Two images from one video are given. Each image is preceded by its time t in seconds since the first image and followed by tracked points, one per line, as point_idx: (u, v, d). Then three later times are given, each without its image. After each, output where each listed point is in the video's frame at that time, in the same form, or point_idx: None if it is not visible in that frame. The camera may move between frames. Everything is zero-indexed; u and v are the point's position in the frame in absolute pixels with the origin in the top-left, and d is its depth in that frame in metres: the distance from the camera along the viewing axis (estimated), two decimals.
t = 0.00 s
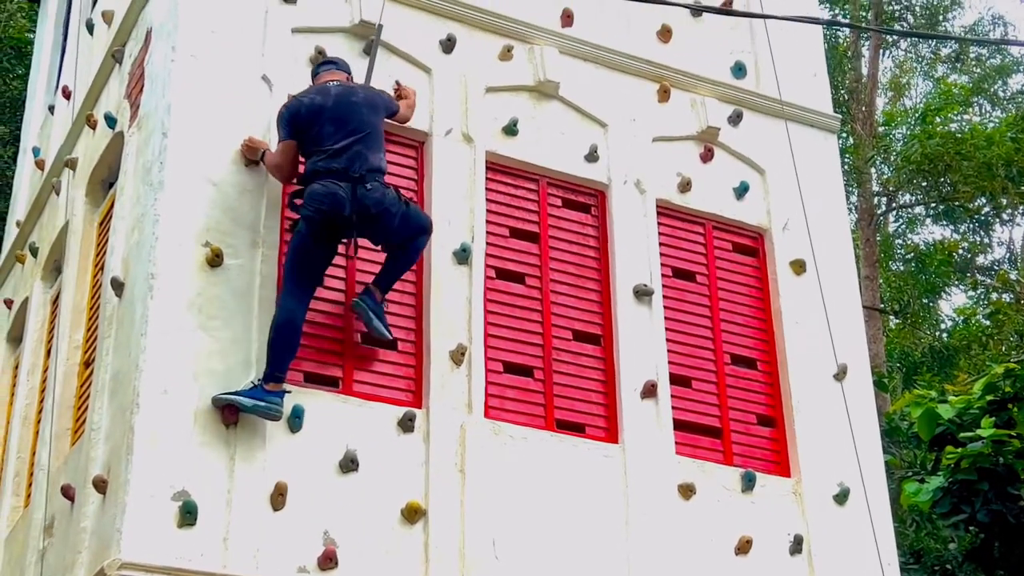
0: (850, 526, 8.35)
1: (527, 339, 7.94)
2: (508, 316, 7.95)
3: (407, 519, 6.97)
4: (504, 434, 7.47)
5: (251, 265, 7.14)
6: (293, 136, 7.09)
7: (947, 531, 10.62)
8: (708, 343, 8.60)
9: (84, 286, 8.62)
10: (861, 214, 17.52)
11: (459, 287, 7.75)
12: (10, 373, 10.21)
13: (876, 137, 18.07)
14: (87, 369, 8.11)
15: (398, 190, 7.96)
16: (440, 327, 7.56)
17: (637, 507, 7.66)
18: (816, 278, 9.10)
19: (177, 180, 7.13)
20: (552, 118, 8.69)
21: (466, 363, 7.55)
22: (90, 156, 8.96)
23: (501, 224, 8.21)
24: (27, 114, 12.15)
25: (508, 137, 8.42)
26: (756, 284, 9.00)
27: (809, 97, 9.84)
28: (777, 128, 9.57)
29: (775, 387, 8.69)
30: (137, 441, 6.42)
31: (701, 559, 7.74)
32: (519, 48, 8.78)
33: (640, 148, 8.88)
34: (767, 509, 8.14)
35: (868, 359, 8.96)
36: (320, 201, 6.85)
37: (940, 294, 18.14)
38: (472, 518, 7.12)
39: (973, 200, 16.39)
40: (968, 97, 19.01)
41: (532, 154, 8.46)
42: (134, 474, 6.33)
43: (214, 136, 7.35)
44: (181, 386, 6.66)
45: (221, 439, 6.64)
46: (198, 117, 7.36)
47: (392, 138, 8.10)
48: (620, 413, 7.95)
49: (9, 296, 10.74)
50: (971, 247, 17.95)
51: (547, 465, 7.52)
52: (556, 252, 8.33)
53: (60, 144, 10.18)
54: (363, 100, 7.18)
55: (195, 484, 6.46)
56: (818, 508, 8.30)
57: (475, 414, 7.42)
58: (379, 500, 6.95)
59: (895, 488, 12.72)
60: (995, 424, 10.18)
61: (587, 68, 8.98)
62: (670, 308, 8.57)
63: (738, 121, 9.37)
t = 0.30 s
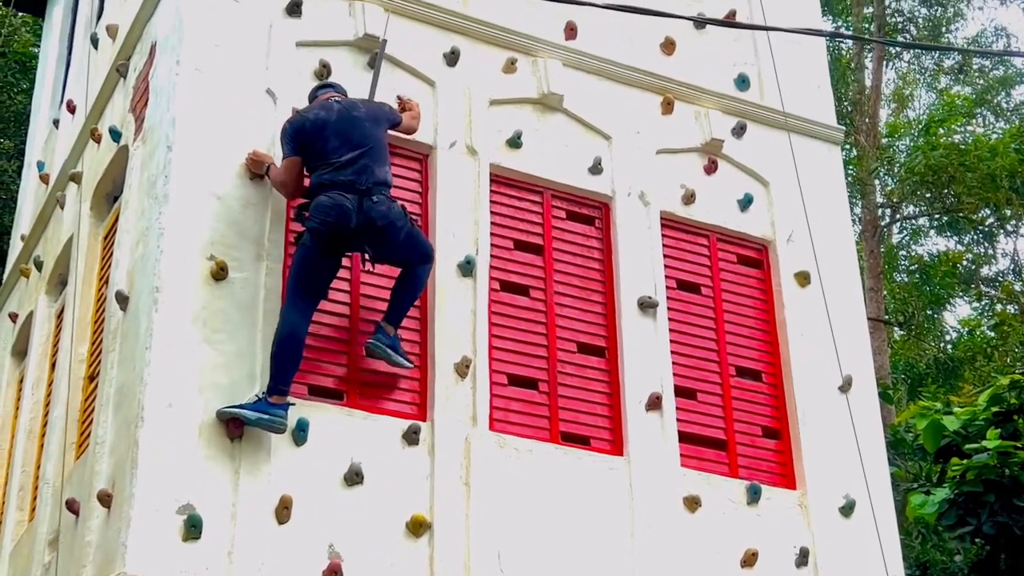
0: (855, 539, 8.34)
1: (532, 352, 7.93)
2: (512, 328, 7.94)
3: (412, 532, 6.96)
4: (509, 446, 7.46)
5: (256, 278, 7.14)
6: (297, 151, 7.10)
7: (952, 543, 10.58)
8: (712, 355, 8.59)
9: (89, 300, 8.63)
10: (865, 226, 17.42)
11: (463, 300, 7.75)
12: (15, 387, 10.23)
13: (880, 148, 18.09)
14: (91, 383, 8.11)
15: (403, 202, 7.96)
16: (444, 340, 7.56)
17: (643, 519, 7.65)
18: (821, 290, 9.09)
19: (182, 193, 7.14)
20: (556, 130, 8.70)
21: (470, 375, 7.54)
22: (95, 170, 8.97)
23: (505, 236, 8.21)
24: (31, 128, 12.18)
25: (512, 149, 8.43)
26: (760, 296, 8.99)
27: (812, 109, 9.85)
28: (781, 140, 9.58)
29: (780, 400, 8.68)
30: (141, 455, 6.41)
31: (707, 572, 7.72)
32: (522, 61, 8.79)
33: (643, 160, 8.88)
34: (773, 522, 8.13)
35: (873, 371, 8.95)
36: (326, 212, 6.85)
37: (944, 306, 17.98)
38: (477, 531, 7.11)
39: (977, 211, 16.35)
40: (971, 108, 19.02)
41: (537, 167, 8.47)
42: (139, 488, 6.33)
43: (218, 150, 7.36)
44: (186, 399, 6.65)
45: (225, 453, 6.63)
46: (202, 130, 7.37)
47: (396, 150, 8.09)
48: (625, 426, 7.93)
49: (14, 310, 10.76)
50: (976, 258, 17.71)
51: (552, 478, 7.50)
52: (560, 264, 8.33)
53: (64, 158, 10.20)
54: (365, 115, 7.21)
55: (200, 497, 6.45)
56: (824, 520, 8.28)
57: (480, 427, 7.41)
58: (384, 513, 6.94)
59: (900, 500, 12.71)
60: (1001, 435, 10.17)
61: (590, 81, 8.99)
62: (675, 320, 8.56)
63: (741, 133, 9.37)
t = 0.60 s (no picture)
0: (859, 552, 8.32)
1: (535, 365, 7.93)
2: (515, 341, 7.94)
3: (416, 547, 6.95)
4: (512, 460, 7.45)
5: (259, 293, 7.15)
6: (304, 171, 7.11)
7: (957, 555, 10.54)
8: (715, 367, 8.58)
9: (92, 314, 8.64)
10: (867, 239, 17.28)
11: (466, 313, 7.76)
12: (18, 402, 10.24)
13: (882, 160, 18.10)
14: (94, 398, 8.11)
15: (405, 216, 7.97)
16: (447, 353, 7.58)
17: (646, 533, 7.64)
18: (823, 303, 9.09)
19: (184, 208, 7.14)
20: (557, 144, 8.70)
21: (473, 389, 7.54)
22: (98, 185, 8.99)
23: (508, 250, 8.21)
24: (34, 144, 12.20)
25: (514, 163, 8.43)
26: (763, 308, 8.99)
27: (813, 122, 9.86)
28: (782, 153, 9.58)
29: (783, 412, 8.67)
30: (144, 470, 6.41)
31: None
32: (524, 75, 8.80)
33: (645, 173, 8.89)
34: (777, 535, 8.11)
35: (876, 383, 8.95)
36: (336, 232, 6.84)
37: (947, 318, 18.10)
38: (480, 545, 7.10)
39: (979, 223, 16.37)
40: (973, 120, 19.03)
41: (539, 180, 8.47)
42: (142, 503, 6.32)
43: (221, 164, 7.37)
44: (189, 414, 6.65)
45: (228, 467, 6.63)
46: (204, 145, 7.37)
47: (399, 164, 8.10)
48: (628, 439, 7.93)
49: (16, 325, 10.77)
50: (977, 270, 17.78)
51: (555, 491, 7.50)
52: (563, 277, 8.33)
53: (66, 174, 10.21)
54: (372, 134, 7.21)
55: (203, 512, 6.45)
56: (828, 533, 8.27)
57: (483, 441, 7.40)
58: (387, 527, 6.93)
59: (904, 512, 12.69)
60: (1004, 447, 10.13)
61: (592, 94, 9.00)
62: (678, 332, 8.56)
63: (743, 145, 9.38)
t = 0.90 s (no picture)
0: (861, 566, 8.31)
1: (536, 379, 7.93)
2: (516, 355, 7.94)
3: (417, 561, 6.95)
4: (513, 474, 7.44)
5: (261, 308, 7.15)
6: (310, 181, 7.09)
7: (959, 568, 10.52)
8: (717, 381, 8.58)
9: (93, 329, 8.64)
10: (867, 251, 17.38)
11: (467, 327, 7.75)
12: (19, 418, 10.24)
13: (881, 173, 18.11)
14: (95, 413, 8.11)
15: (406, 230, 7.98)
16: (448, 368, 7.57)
17: (648, 546, 7.63)
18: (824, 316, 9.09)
19: (185, 223, 7.15)
20: (557, 158, 8.71)
21: (474, 403, 7.53)
22: (99, 200, 9.00)
23: (508, 263, 8.22)
24: (34, 160, 12.22)
25: (514, 177, 8.44)
26: (764, 321, 8.99)
27: (813, 135, 9.87)
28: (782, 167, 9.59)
29: (784, 425, 8.66)
30: (145, 485, 6.40)
31: None
32: (524, 89, 8.82)
33: (646, 187, 8.90)
34: (779, 548, 8.10)
35: (877, 396, 8.94)
36: (338, 248, 6.82)
37: (948, 330, 18.10)
38: (481, 560, 7.09)
39: (979, 235, 16.37)
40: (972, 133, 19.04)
41: (539, 194, 8.48)
42: (143, 519, 6.32)
43: (221, 179, 7.37)
44: (189, 430, 6.64)
45: (229, 483, 6.62)
46: (205, 160, 7.38)
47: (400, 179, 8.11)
48: (629, 453, 7.92)
49: (17, 340, 10.78)
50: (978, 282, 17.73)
51: (556, 505, 7.49)
52: (563, 291, 8.33)
53: (67, 189, 10.23)
54: (381, 153, 7.19)
55: (204, 527, 6.44)
56: (829, 546, 8.26)
57: (483, 455, 7.40)
58: (388, 542, 6.93)
59: (905, 525, 12.68)
60: (1006, 460, 10.11)
61: (592, 108, 9.01)
62: (679, 345, 8.56)
63: (743, 158, 9.39)
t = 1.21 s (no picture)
0: None
1: (535, 392, 7.92)
2: (515, 368, 7.94)
3: None
4: (512, 487, 7.44)
5: (260, 322, 7.16)
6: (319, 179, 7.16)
7: None
8: (716, 393, 8.58)
9: (91, 344, 8.63)
10: (866, 262, 17.45)
11: (466, 340, 7.75)
12: (17, 433, 10.22)
13: (879, 185, 18.12)
14: (94, 428, 8.10)
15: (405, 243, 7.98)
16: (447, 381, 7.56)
17: (647, 559, 7.62)
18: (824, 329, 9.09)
19: (185, 237, 7.15)
20: (556, 171, 8.72)
21: (473, 416, 7.53)
22: (98, 214, 9.01)
23: (507, 276, 8.23)
24: (33, 176, 12.23)
25: (513, 190, 8.45)
26: (763, 334, 9.00)
27: (811, 148, 9.89)
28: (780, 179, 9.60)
29: (783, 438, 8.66)
30: (144, 500, 6.40)
31: None
32: (522, 102, 8.83)
33: (644, 200, 8.91)
34: (779, 561, 8.09)
35: (876, 408, 8.94)
36: (340, 266, 6.78)
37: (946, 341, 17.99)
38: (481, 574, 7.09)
39: (978, 247, 16.35)
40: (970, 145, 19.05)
41: (538, 208, 8.49)
42: (142, 533, 6.31)
43: (220, 193, 7.38)
44: (188, 445, 6.63)
45: (229, 498, 6.62)
46: (204, 174, 7.39)
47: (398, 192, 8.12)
48: (628, 466, 7.92)
49: (16, 355, 10.78)
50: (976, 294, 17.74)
51: (556, 518, 7.48)
52: (562, 304, 8.34)
53: (66, 203, 10.23)
54: (397, 175, 7.14)
55: (203, 542, 6.44)
56: (830, 559, 8.25)
57: (483, 468, 7.39)
58: (388, 556, 6.92)
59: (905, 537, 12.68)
60: (1005, 471, 10.10)
61: (590, 121, 9.03)
62: (678, 358, 8.56)
63: (741, 171, 9.41)
